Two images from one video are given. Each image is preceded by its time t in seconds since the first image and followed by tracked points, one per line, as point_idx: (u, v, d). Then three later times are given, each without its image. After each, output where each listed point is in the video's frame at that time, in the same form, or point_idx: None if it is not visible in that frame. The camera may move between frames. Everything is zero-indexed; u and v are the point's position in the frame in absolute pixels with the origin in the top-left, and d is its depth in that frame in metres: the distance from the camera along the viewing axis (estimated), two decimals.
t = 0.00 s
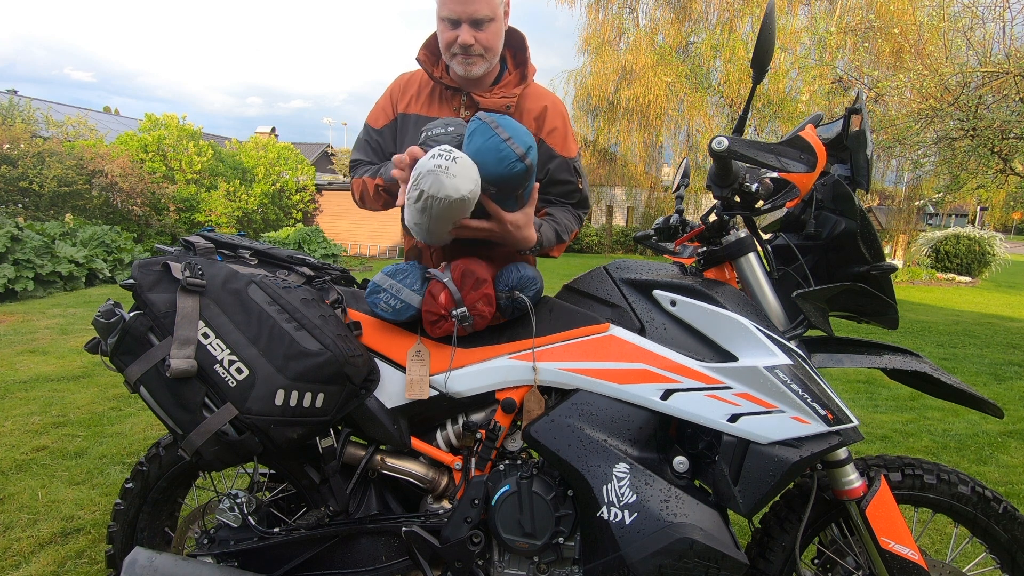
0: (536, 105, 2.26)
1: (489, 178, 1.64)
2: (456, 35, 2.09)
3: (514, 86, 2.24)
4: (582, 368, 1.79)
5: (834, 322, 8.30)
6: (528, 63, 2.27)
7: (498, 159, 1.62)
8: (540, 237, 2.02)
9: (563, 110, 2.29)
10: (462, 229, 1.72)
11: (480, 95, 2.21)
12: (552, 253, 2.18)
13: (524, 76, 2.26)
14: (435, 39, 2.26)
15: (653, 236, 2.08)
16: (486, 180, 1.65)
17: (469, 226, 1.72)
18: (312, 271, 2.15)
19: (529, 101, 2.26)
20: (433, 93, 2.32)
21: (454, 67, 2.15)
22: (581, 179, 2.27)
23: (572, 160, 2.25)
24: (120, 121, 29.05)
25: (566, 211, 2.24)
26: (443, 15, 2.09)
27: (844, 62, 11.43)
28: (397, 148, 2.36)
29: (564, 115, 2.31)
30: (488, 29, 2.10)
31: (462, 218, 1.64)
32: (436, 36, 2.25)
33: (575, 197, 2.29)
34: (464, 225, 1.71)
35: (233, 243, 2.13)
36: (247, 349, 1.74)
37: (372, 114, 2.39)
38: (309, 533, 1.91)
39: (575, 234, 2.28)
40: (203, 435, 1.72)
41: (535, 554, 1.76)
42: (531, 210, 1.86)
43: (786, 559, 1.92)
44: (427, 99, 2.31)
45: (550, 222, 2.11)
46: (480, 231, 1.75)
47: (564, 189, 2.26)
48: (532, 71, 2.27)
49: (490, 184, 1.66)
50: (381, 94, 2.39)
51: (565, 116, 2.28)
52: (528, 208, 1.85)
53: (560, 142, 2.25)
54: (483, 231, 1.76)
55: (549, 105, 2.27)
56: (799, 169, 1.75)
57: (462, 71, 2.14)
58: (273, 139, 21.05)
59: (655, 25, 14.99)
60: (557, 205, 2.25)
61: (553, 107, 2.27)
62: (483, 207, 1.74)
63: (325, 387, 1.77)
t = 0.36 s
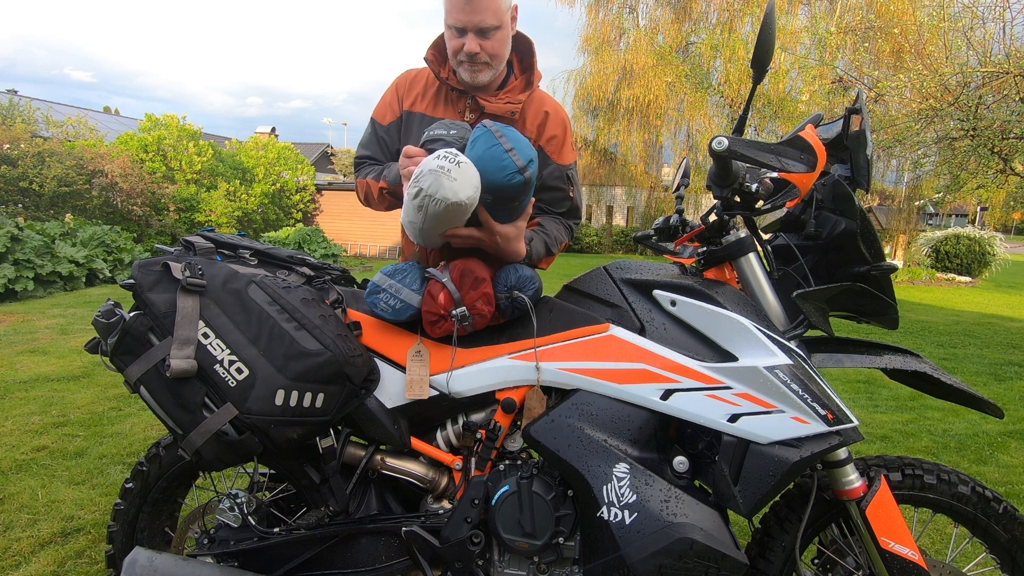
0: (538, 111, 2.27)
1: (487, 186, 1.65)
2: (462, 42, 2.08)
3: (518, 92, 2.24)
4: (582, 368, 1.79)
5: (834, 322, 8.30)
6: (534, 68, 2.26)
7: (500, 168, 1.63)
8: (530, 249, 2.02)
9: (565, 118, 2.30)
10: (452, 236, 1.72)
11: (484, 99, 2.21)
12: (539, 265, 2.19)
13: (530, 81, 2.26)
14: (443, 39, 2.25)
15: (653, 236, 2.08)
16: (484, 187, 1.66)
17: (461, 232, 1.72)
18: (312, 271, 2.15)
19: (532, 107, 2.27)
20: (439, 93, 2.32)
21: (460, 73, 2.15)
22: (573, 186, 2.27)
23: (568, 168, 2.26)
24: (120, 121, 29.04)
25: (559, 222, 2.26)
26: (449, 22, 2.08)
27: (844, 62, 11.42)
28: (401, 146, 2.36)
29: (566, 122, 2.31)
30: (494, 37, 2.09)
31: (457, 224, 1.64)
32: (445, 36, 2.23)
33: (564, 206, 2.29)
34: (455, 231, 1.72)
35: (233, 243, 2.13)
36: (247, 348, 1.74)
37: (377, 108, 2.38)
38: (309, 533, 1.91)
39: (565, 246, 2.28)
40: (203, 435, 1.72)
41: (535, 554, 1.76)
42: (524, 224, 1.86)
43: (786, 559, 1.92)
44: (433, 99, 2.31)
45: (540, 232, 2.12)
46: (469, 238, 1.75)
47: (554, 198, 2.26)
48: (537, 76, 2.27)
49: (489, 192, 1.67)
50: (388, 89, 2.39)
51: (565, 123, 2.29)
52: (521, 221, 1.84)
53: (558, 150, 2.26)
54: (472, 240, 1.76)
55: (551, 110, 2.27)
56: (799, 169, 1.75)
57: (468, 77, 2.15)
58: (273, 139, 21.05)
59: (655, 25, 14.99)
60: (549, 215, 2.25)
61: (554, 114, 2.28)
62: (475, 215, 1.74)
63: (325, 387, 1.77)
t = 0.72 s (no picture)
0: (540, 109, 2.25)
1: (525, 164, 1.63)
2: (467, 36, 2.09)
3: (521, 88, 2.22)
4: (583, 368, 1.79)
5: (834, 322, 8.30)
6: (536, 68, 2.26)
7: (543, 150, 1.61)
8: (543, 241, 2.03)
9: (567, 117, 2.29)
10: (475, 201, 1.72)
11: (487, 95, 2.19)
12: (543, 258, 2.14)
13: (531, 80, 2.25)
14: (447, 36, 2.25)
15: (653, 236, 2.08)
16: (523, 165, 1.64)
17: (484, 198, 1.71)
18: (312, 271, 2.15)
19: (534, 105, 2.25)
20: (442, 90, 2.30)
21: (464, 69, 2.14)
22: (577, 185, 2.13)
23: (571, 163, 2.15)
24: (121, 121, 29.05)
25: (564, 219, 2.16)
26: (455, 16, 2.09)
27: (844, 62, 11.42)
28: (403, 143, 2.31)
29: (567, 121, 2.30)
30: (498, 33, 2.10)
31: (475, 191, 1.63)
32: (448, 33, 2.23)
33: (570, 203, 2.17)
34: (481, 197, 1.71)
35: (233, 243, 2.13)
36: (247, 349, 1.74)
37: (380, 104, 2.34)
38: (309, 533, 1.91)
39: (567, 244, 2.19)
40: (203, 435, 1.72)
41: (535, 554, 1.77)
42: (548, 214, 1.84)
43: (786, 559, 1.92)
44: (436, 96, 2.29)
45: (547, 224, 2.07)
46: (492, 210, 1.76)
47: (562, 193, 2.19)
48: (539, 75, 2.27)
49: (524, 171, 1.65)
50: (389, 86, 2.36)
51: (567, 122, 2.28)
52: (546, 211, 1.82)
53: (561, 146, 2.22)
54: (491, 210, 1.76)
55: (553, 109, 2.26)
56: (799, 169, 1.75)
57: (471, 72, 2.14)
58: (273, 139, 21.05)
59: (655, 25, 14.99)
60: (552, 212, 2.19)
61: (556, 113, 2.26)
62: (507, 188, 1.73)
63: (325, 387, 1.77)
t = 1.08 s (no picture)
0: (541, 108, 2.26)
1: (509, 177, 1.65)
2: (461, 44, 2.08)
3: (520, 88, 2.23)
4: (582, 368, 1.79)
5: (834, 322, 8.30)
6: (534, 65, 2.25)
7: (520, 159, 1.63)
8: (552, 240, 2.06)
9: (568, 112, 2.29)
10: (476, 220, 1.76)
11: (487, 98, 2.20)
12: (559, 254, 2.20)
13: (531, 78, 2.24)
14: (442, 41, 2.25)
15: (653, 236, 2.08)
16: (506, 178, 1.66)
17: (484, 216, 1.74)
18: (312, 271, 2.15)
19: (535, 104, 2.26)
20: (442, 94, 2.31)
21: (460, 75, 2.14)
22: (586, 179, 2.26)
23: (577, 161, 2.23)
24: (120, 121, 29.05)
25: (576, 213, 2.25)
26: (447, 25, 2.08)
27: (844, 62, 11.41)
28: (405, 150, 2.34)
29: (570, 117, 2.31)
30: (493, 38, 2.09)
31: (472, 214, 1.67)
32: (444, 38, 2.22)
33: (581, 198, 2.30)
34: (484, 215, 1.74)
35: (233, 243, 2.13)
36: (247, 348, 1.74)
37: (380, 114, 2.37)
38: (309, 533, 1.91)
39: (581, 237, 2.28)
40: (203, 435, 1.72)
41: (535, 554, 1.77)
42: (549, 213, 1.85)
43: (786, 559, 1.92)
44: (436, 100, 2.31)
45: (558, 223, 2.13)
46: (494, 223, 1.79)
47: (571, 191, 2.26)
48: (538, 73, 2.25)
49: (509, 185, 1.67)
50: (389, 94, 2.38)
51: (570, 118, 2.29)
52: (548, 211, 1.83)
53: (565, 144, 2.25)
54: (496, 224, 1.79)
55: (554, 107, 2.27)
56: (799, 169, 1.75)
57: (468, 79, 2.14)
58: (273, 139, 21.05)
59: (655, 25, 14.99)
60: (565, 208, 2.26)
61: (558, 109, 2.27)
62: (500, 203, 1.75)
63: (325, 387, 1.77)
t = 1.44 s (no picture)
0: (535, 104, 2.26)
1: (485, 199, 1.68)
2: (448, 49, 2.07)
3: (512, 86, 2.22)
4: (582, 368, 1.79)
5: (834, 322, 8.30)
6: (525, 62, 2.25)
7: (489, 182, 1.64)
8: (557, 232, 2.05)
9: (563, 107, 2.29)
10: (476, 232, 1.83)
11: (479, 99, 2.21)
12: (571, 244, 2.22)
13: (522, 75, 2.24)
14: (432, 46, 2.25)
15: (653, 236, 2.08)
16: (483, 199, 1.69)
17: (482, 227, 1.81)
18: (312, 271, 2.15)
19: (527, 100, 2.26)
20: (434, 97, 2.31)
21: (450, 79, 2.15)
22: (589, 170, 2.29)
23: (578, 154, 2.28)
24: (121, 122, 29.07)
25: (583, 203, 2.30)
26: (433, 31, 2.07)
27: (844, 62, 11.41)
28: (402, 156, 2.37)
29: (565, 111, 2.31)
30: (480, 41, 2.08)
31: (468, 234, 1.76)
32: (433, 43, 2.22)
33: (587, 189, 2.33)
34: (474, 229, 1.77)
35: (233, 243, 2.13)
36: (247, 348, 1.74)
37: (376, 123, 2.39)
38: (309, 533, 1.91)
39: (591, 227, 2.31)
40: (203, 435, 1.72)
41: (535, 554, 1.76)
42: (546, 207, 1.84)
43: (786, 559, 1.92)
44: (428, 104, 2.31)
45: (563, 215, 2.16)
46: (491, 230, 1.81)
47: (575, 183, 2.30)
48: (530, 69, 2.26)
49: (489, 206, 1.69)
50: (383, 103, 2.39)
51: (565, 113, 2.29)
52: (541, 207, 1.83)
53: (563, 139, 2.27)
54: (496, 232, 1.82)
55: (547, 102, 2.26)
56: (799, 169, 1.75)
57: (459, 83, 2.15)
58: (273, 139, 21.05)
59: (655, 25, 14.99)
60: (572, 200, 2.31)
61: (551, 104, 2.27)
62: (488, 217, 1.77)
63: (325, 387, 1.77)
